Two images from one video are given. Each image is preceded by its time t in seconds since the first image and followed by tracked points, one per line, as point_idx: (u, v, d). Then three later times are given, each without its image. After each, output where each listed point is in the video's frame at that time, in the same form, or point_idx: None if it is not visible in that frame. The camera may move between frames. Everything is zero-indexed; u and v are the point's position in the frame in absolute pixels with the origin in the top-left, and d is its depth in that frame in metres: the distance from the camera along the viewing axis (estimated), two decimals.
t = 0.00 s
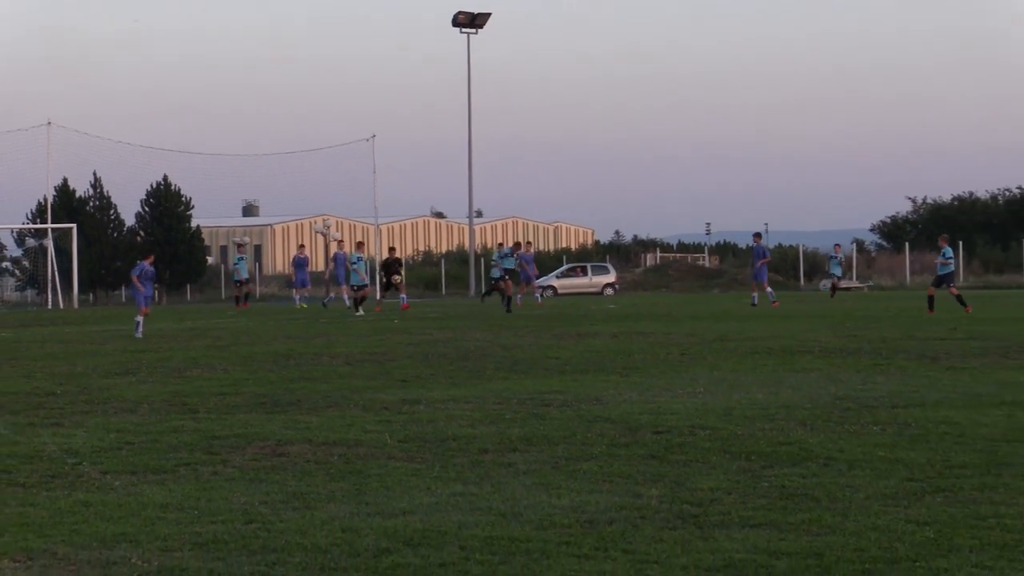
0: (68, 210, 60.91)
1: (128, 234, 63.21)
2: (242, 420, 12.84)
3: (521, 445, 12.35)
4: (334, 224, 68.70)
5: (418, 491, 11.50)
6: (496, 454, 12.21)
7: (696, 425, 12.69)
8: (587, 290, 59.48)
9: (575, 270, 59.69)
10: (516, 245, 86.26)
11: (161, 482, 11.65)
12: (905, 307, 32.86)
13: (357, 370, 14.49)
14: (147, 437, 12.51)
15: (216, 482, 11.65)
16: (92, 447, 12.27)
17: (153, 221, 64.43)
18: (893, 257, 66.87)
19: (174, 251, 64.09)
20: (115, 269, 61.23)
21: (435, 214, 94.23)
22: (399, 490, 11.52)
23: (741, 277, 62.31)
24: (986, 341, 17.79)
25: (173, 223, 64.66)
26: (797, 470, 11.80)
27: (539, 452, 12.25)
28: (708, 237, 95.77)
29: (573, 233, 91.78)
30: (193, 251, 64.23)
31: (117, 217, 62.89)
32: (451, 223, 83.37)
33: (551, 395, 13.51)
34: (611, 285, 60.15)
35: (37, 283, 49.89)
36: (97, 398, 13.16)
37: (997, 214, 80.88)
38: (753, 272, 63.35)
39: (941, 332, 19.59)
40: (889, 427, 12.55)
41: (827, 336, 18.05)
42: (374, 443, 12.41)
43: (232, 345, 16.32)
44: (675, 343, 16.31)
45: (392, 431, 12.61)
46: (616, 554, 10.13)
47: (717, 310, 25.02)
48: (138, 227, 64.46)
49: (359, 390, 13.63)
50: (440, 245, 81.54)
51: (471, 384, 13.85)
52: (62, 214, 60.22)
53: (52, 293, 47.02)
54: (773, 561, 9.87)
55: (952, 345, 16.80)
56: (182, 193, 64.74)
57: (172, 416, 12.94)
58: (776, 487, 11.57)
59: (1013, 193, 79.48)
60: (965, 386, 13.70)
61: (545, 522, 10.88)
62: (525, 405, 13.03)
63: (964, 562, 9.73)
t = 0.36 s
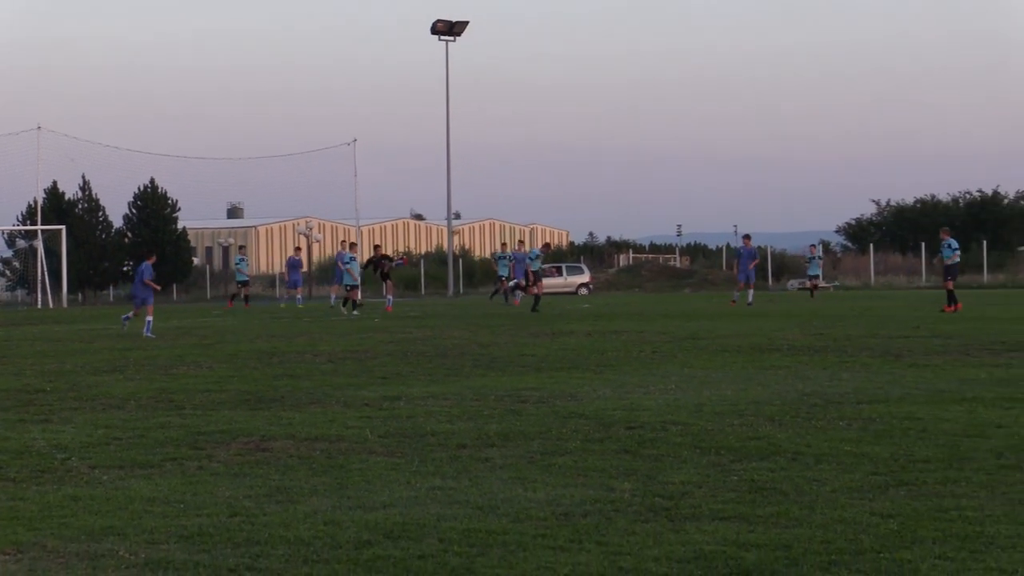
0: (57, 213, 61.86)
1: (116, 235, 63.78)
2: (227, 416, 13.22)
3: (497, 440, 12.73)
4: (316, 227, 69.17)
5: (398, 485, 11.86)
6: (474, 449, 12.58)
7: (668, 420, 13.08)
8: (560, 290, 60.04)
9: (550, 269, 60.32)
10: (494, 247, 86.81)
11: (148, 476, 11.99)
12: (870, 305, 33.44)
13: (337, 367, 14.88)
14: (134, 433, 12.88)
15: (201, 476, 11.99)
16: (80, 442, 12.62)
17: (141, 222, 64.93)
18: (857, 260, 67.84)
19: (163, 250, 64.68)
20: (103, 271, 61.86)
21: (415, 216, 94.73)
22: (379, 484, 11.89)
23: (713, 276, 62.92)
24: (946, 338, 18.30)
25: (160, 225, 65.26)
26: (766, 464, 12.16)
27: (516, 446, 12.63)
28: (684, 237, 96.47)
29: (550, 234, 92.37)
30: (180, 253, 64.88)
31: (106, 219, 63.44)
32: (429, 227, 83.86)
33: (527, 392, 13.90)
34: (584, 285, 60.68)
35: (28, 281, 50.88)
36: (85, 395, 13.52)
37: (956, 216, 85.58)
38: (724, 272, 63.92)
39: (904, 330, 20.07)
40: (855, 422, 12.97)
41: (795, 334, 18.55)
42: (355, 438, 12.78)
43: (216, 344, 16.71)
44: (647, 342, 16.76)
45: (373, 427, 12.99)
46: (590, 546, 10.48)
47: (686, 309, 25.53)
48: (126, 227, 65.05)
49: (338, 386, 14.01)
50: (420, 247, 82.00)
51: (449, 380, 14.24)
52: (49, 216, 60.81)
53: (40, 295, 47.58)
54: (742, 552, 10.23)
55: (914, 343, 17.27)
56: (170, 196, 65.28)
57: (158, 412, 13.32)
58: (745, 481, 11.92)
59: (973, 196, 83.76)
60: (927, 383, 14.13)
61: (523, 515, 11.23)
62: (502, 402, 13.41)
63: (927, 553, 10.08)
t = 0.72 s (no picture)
0: (39, 212, 62.46)
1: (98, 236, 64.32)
2: (210, 416, 13.24)
3: (480, 440, 12.77)
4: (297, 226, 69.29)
5: (380, 485, 11.89)
6: (456, 449, 12.62)
7: (649, 421, 13.14)
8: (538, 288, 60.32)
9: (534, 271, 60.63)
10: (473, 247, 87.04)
11: (130, 476, 12.01)
12: (848, 304, 33.61)
13: (319, 367, 14.93)
14: (117, 433, 12.90)
15: (183, 476, 12.01)
16: (63, 442, 12.63)
17: (124, 222, 65.40)
18: (835, 261, 68.09)
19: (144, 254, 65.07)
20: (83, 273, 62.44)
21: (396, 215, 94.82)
22: (361, 484, 11.91)
23: (693, 277, 63.17)
24: (925, 338, 18.45)
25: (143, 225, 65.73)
26: (747, 464, 12.20)
27: (498, 446, 12.67)
28: (664, 237, 96.91)
29: (532, 235, 92.59)
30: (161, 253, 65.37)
31: (87, 220, 63.93)
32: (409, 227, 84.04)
33: (508, 391, 13.95)
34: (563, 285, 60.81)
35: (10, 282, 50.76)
36: (68, 396, 13.54)
37: (935, 217, 88.73)
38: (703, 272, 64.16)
39: (884, 330, 20.18)
40: (835, 421, 13.04)
41: (775, 333, 18.65)
42: (337, 438, 12.81)
43: (199, 344, 16.75)
44: (629, 342, 16.86)
45: (355, 427, 13.02)
46: (572, 545, 10.52)
47: (668, 309, 25.63)
48: (108, 227, 65.59)
49: (320, 386, 14.06)
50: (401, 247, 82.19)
51: (431, 380, 14.29)
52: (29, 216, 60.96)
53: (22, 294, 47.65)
54: (723, 552, 10.27)
55: (893, 343, 17.37)
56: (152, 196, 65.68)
57: (139, 412, 13.34)
58: (727, 481, 11.96)
59: (957, 195, 87.92)
60: (907, 382, 14.22)
61: (504, 515, 11.27)
62: (484, 402, 13.45)
63: (907, 552, 10.13)
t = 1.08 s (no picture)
0: None
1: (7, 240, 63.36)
2: (120, 423, 13.15)
3: (392, 444, 12.74)
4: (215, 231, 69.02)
5: (292, 491, 11.83)
6: (368, 454, 12.59)
7: (560, 425, 13.16)
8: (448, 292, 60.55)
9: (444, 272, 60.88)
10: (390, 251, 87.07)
11: (38, 483, 11.89)
12: (763, 308, 33.84)
13: (231, 373, 14.87)
14: (25, 440, 12.79)
15: (93, 483, 11.91)
16: None
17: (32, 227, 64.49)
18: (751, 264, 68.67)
19: (49, 263, 64.18)
20: None
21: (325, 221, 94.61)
22: (273, 489, 11.86)
23: (605, 280, 63.39)
24: (833, 341, 18.62)
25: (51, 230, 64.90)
26: (658, 468, 12.21)
27: (410, 451, 12.64)
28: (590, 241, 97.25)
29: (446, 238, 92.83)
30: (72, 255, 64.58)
31: None
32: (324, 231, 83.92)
33: (421, 397, 13.93)
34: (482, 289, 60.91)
35: None
36: None
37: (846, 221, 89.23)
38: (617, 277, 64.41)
39: (794, 334, 20.34)
40: (746, 425, 13.10)
41: (685, 338, 18.75)
42: (249, 444, 12.75)
43: (109, 350, 16.66)
44: (541, 346, 16.91)
45: (267, 432, 12.97)
46: (483, 550, 10.49)
47: (580, 313, 25.72)
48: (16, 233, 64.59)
49: (233, 392, 13.99)
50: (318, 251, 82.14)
51: (344, 386, 14.26)
52: None
53: None
54: (633, 556, 10.26)
55: (802, 347, 17.51)
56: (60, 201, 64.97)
57: (49, 419, 13.24)
58: (639, 485, 11.97)
59: (865, 200, 88.01)
60: (818, 386, 14.32)
61: (416, 520, 11.23)
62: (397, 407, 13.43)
63: (817, 555, 10.14)
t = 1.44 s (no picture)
0: None
1: None
2: None
3: (215, 454, 12.62)
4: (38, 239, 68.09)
5: (112, 502, 11.64)
6: (191, 464, 12.45)
7: (385, 433, 13.12)
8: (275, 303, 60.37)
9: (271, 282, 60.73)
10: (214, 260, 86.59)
11: None
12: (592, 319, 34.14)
13: (51, 383, 14.65)
14: None
15: None
16: None
17: None
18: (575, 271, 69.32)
19: None
20: None
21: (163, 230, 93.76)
22: (90, 501, 11.66)
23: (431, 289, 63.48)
24: (657, 349, 18.82)
25: None
26: (482, 475, 12.21)
27: (233, 461, 12.52)
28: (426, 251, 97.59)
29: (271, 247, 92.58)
30: None
31: None
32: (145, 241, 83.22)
33: (245, 407, 13.83)
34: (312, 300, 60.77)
35: None
36: None
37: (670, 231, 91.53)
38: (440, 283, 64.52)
39: (620, 342, 20.58)
40: (569, 432, 13.17)
41: (512, 347, 18.85)
42: (68, 455, 12.55)
43: None
44: (368, 355, 16.89)
45: (87, 443, 12.78)
46: (305, 559, 10.38)
47: (408, 321, 25.78)
48: None
49: (52, 403, 13.78)
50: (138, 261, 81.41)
51: (167, 396, 14.11)
52: None
53: None
54: (455, 563, 10.22)
55: (627, 355, 17.68)
56: None
57: None
58: (463, 492, 11.95)
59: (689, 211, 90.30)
60: (640, 394, 14.45)
61: (238, 530, 11.10)
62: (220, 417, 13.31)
63: (638, 560, 10.17)
